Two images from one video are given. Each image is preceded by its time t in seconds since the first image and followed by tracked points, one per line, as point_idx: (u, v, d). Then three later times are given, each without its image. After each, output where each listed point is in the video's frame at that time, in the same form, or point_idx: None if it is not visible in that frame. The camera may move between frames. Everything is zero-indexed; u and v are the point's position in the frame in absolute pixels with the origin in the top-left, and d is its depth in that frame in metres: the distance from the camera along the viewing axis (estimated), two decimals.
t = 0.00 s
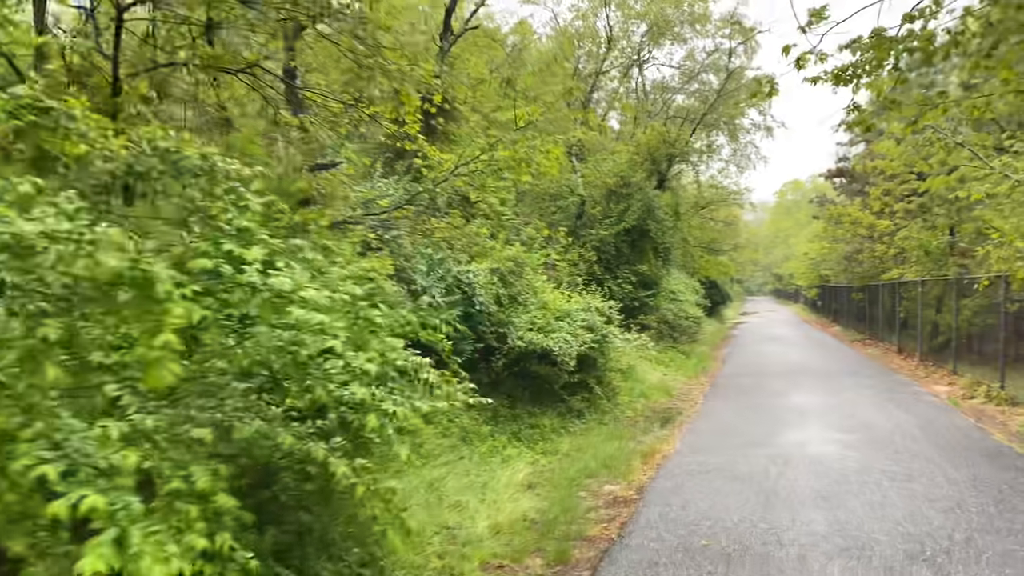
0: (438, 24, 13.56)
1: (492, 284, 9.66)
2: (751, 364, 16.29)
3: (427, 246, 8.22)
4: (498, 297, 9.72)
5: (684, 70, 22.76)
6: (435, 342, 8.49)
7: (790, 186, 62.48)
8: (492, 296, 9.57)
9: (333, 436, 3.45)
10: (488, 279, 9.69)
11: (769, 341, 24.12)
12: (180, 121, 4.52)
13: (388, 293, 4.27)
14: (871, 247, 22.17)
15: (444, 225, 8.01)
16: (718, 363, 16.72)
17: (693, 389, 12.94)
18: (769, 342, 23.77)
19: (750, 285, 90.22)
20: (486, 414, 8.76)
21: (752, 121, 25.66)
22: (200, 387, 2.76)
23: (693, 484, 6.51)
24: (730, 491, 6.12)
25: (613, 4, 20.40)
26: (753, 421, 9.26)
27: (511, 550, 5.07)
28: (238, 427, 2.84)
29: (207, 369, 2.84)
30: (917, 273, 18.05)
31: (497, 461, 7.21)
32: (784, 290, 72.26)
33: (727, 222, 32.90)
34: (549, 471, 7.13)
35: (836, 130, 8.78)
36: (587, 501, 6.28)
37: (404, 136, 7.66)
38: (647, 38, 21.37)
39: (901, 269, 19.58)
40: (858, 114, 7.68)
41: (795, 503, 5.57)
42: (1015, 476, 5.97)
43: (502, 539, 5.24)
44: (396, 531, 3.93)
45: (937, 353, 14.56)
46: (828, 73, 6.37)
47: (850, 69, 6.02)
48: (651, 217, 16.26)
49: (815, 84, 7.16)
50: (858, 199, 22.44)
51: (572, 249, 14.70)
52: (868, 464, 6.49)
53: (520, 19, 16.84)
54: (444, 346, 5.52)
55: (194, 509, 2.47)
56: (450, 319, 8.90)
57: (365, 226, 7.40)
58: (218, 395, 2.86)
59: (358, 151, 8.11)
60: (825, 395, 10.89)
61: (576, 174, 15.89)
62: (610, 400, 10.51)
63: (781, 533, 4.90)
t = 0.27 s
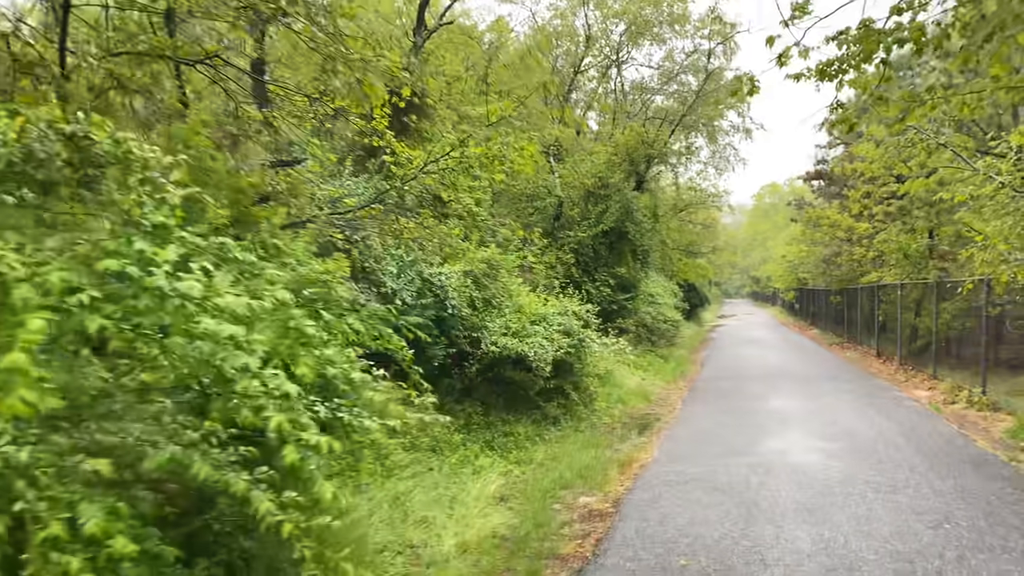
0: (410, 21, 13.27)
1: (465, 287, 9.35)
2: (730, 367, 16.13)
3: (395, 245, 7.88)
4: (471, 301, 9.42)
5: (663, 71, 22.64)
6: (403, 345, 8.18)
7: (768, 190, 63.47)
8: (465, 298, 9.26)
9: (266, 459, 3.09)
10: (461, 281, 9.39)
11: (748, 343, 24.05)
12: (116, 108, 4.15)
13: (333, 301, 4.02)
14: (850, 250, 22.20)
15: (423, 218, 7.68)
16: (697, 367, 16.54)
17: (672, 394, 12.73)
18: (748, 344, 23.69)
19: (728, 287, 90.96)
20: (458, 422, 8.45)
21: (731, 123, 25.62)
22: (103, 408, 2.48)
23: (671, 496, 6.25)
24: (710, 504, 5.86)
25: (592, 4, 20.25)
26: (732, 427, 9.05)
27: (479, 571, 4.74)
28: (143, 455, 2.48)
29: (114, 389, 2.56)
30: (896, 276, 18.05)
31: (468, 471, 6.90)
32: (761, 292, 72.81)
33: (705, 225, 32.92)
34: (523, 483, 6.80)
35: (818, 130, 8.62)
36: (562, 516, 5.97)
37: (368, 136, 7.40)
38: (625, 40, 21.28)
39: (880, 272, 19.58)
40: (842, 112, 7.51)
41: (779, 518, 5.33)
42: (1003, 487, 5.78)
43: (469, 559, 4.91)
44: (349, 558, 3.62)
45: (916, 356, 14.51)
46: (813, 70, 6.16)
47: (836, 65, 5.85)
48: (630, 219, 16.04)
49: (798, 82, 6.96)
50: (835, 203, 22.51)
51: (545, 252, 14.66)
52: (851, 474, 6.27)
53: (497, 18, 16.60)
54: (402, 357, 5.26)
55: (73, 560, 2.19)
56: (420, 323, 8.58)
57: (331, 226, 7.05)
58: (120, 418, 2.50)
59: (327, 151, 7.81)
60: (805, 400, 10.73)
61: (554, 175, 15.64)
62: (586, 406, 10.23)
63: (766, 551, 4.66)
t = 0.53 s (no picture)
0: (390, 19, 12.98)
1: (444, 290, 9.04)
2: (717, 372, 15.90)
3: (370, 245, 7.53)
4: (450, 304, 9.10)
5: (650, 74, 22.47)
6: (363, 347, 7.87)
7: (754, 194, 63.64)
8: (444, 302, 8.93)
9: (205, 481, 2.69)
10: (438, 283, 9.08)
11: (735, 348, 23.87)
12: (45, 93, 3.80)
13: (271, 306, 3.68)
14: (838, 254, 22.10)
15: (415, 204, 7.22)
16: (684, 372, 16.28)
17: (658, 399, 12.47)
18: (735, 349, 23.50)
19: (715, 292, 91.04)
20: (435, 430, 8.10)
21: (718, 126, 25.50)
22: None
23: (656, 508, 5.96)
24: (697, 517, 5.58)
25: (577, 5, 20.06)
26: (720, 435, 8.79)
27: None
28: (29, 484, 2.08)
29: None
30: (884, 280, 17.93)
31: (443, 484, 6.55)
32: (748, 296, 72.94)
33: (692, 229, 32.80)
34: (501, 495, 6.47)
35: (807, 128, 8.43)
36: (541, 531, 5.64)
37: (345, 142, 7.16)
38: (611, 41, 21.12)
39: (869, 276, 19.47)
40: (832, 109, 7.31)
41: (769, 533, 5.05)
42: (1000, 497, 5.53)
43: None
44: None
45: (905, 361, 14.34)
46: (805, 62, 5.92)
47: (828, 56, 5.62)
48: (615, 221, 15.78)
49: (787, 76, 6.74)
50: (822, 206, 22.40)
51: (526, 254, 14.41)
52: (844, 485, 6.01)
53: (480, 17, 16.35)
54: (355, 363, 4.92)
55: None
56: (397, 328, 8.24)
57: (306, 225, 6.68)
58: (6, 441, 2.08)
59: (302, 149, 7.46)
60: (793, 406, 10.49)
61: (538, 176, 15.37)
62: (570, 413, 9.92)
63: (756, 571, 4.36)
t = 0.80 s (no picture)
0: (374, 18, 12.73)
1: (428, 295, 8.77)
2: (707, 377, 15.70)
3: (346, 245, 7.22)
4: (434, 309, 8.83)
5: (639, 75, 22.30)
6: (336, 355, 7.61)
7: (744, 198, 63.77)
8: (427, 307, 8.64)
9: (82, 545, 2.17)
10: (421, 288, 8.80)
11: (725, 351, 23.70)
12: None
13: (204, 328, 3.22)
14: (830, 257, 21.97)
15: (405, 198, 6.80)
16: (674, 377, 16.05)
17: (648, 406, 12.24)
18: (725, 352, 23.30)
19: (705, 295, 91.12)
20: (419, 440, 7.79)
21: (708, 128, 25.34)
22: None
23: (647, 523, 5.69)
24: (689, 533, 5.31)
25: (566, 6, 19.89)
26: (713, 443, 8.54)
27: None
28: None
29: None
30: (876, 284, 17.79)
31: (424, 498, 6.23)
32: (738, 300, 73.01)
33: (681, 232, 32.69)
34: (484, 510, 6.15)
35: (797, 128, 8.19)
36: (525, 549, 5.34)
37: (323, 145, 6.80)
38: (600, 43, 20.96)
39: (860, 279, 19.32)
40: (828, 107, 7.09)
41: (766, 551, 4.78)
42: (1006, 511, 5.31)
43: None
44: None
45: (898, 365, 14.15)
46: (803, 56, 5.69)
47: (828, 48, 5.39)
48: (605, 223, 15.54)
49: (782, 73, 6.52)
50: (812, 209, 22.28)
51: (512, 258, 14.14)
52: (842, 498, 5.77)
53: (467, 17, 16.14)
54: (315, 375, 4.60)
55: None
56: (379, 334, 7.97)
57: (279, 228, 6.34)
58: None
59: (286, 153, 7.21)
60: (786, 413, 10.27)
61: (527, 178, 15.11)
62: (558, 421, 9.63)
63: None
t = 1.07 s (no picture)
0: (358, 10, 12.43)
1: (411, 292, 8.46)
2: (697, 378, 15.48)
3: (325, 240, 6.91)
4: (417, 307, 8.54)
5: (629, 74, 22.11)
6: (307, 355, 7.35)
7: (732, 199, 63.84)
8: (411, 305, 8.35)
9: None
10: (404, 286, 8.51)
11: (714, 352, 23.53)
12: None
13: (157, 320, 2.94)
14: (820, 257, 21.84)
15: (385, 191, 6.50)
16: (664, 378, 15.83)
17: (637, 407, 11.96)
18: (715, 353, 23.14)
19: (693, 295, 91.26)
20: (400, 443, 7.48)
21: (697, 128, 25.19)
22: None
23: (638, 532, 5.42)
24: (683, 543, 5.05)
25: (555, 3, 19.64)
26: (704, 446, 8.30)
27: None
28: None
29: None
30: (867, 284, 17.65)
31: (403, 505, 5.93)
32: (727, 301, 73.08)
33: (671, 232, 32.53)
34: (466, 518, 5.85)
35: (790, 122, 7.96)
36: (509, 560, 5.05)
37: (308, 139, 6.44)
38: (589, 41, 20.73)
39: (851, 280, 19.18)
40: (825, 99, 6.86)
41: (764, 563, 4.53)
42: (1011, 519, 5.09)
43: None
44: None
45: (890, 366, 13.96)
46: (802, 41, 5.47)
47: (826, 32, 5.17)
48: (594, 222, 15.27)
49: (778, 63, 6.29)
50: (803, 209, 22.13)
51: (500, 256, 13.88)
52: (840, 506, 5.53)
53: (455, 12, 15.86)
54: (284, 375, 4.30)
55: None
56: (359, 333, 7.67)
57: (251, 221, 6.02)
58: None
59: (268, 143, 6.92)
60: (779, 415, 10.04)
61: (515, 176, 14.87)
62: (546, 423, 9.33)
63: None
